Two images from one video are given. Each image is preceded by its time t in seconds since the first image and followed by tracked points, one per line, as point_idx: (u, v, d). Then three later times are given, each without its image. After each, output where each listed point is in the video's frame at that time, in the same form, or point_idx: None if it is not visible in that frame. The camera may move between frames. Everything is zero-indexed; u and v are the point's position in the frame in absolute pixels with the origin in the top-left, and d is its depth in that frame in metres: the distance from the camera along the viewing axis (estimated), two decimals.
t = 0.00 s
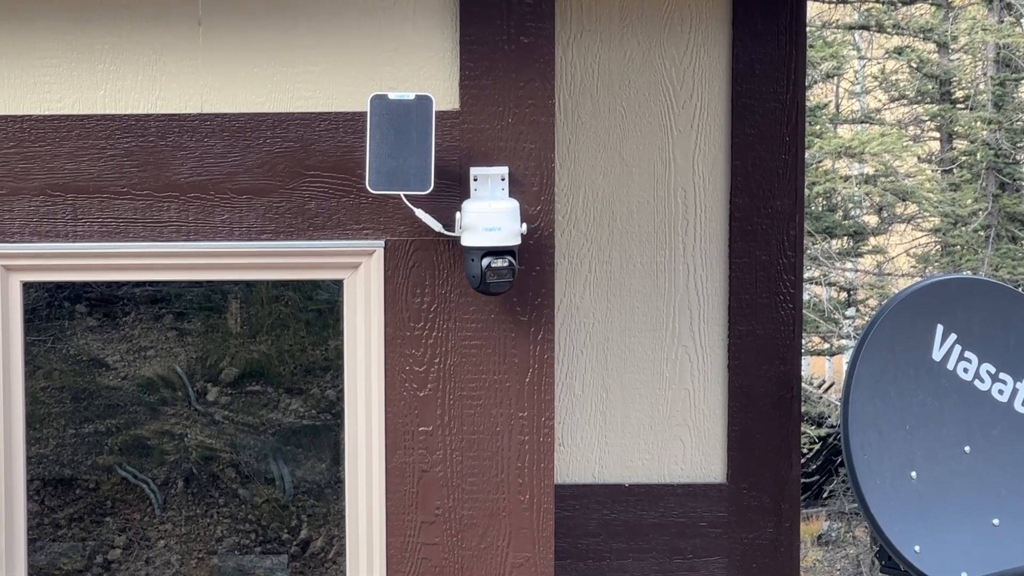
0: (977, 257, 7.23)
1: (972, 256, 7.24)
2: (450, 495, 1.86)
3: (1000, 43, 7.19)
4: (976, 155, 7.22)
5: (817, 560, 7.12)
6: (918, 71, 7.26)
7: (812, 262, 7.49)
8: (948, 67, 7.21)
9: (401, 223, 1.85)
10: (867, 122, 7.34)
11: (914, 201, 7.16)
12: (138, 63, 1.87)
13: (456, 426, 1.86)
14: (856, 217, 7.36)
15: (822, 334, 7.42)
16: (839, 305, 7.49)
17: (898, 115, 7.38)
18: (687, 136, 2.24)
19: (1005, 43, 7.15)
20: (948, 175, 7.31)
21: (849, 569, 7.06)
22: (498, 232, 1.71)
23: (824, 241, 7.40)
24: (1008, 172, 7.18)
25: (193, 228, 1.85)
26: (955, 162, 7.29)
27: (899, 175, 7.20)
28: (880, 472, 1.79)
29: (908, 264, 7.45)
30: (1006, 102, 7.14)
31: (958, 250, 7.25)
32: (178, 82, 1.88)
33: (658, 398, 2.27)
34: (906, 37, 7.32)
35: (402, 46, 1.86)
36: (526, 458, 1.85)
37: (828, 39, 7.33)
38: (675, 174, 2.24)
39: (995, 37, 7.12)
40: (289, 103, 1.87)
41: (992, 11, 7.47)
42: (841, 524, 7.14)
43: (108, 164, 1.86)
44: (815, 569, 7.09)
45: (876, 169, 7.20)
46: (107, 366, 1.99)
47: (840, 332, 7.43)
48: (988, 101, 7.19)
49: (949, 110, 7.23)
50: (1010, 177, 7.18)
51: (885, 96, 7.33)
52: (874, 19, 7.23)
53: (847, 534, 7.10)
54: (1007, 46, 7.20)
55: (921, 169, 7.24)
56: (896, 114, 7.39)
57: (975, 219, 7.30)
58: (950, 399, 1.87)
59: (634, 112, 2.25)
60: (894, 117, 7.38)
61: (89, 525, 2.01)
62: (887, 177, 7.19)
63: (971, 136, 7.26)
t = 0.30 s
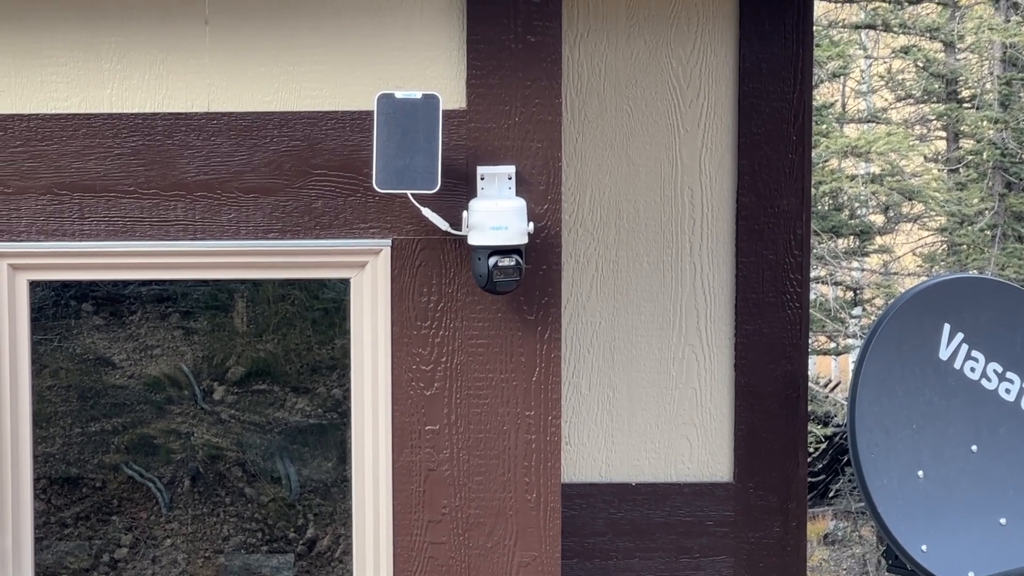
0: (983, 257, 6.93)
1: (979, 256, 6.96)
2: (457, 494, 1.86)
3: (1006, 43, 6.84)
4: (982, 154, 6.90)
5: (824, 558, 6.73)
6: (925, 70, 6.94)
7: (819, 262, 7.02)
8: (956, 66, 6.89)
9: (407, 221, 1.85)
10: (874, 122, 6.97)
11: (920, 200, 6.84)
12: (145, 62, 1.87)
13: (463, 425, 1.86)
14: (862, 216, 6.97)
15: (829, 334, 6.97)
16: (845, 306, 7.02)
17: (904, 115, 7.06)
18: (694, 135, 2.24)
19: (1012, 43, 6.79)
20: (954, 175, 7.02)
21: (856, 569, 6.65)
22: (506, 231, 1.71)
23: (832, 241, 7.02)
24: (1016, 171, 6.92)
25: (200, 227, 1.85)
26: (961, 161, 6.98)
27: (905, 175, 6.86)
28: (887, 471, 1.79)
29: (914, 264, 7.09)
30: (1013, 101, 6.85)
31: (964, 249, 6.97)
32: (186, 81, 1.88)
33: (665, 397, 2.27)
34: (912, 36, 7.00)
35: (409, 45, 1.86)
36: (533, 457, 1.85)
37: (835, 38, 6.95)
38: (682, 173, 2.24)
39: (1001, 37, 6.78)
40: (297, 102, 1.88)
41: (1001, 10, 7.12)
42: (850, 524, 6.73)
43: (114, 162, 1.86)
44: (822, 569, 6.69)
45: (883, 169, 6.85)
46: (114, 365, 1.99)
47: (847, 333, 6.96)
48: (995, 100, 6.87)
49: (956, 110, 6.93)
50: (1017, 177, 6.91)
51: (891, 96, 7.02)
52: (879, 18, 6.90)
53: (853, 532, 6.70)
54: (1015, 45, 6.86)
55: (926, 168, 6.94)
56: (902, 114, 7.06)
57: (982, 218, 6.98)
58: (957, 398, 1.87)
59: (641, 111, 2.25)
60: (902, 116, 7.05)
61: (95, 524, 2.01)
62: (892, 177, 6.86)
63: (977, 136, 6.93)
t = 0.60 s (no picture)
0: (990, 257, 6.64)
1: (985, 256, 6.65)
2: (463, 493, 1.86)
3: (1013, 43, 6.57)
4: (988, 154, 6.61)
5: (829, 558, 6.51)
6: (931, 70, 6.65)
7: (824, 262, 6.79)
8: (962, 66, 6.61)
9: (414, 221, 1.85)
10: (880, 122, 6.70)
11: (927, 200, 6.55)
12: (153, 62, 1.87)
13: (469, 425, 1.86)
14: (868, 216, 6.69)
15: (834, 334, 6.68)
16: (851, 306, 6.75)
17: (910, 115, 6.76)
18: (700, 135, 2.24)
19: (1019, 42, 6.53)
20: (961, 175, 6.73)
21: (860, 569, 6.45)
22: (513, 230, 1.71)
23: (837, 241, 6.73)
24: None
25: (207, 226, 1.85)
26: (967, 161, 6.70)
27: (912, 175, 6.58)
28: (893, 470, 1.79)
29: (919, 264, 6.78)
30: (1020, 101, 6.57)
31: (971, 250, 6.65)
32: (193, 81, 1.88)
33: (671, 397, 2.27)
34: (918, 36, 6.68)
35: (416, 45, 1.87)
36: (540, 456, 1.85)
37: (841, 38, 6.66)
38: (689, 172, 2.25)
39: (1009, 37, 6.51)
40: (303, 101, 1.88)
41: (1005, 9, 6.81)
42: (854, 524, 6.44)
43: (121, 162, 1.86)
44: (827, 569, 6.50)
45: (890, 169, 6.56)
46: (120, 365, 1.99)
47: (852, 333, 6.70)
48: (1001, 100, 6.58)
49: (962, 110, 6.64)
50: None
51: (897, 96, 6.70)
52: (885, 18, 6.60)
53: (859, 532, 6.44)
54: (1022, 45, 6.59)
55: (933, 168, 6.63)
56: (907, 114, 6.76)
57: (988, 219, 6.69)
58: (964, 398, 1.88)
59: (648, 111, 2.25)
60: (907, 116, 6.75)
61: (102, 523, 2.01)
62: (899, 177, 6.57)
63: (984, 136, 6.65)
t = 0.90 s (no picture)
0: (997, 257, 6.56)
1: (991, 257, 6.57)
2: (470, 494, 1.86)
3: (1019, 43, 6.49)
4: (994, 154, 6.56)
5: (836, 560, 6.28)
6: (937, 70, 6.58)
7: (830, 262, 6.64)
8: (967, 67, 6.54)
9: (420, 222, 1.85)
10: (886, 122, 6.61)
11: (934, 201, 6.47)
12: (159, 62, 1.88)
13: (476, 425, 1.86)
14: (874, 217, 6.58)
15: (841, 334, 6.57)
16: (857, 306, 6.65)
17: (916, 116, 6.71)
18: (707, 136, 2.25)
19: None
20: (966, 176, 6.67)
21: (868, 571, 6.23)
22: (519, 231, 1.71)
23: (843, 241, 6.62)
24: None
25: (213, 227, 1.85)
26: (973, 162, 6.66)
27: (918, 175, 6.49)
28: (900, 471, 1.80)
29: (925, 264, 6.74)
30: None
31: (977, 250, 6.61)
32: (199, 81, 1.88)
33: (678, 397, 2.27)
34: (924, 37, 6.64)
35: (422, 45, 1.87)
36: (546, 457, 1.85)
37: (847, 39, 6.59)
38: (695, 173, 2.25)
39: (1015, 38, 6.43)
40: (310, 102, 1.88)
41: (1011, 11, 6.75)
42: (861, 524, 6.30)
43: (127, 162, 1.86)
44: (834, 570, 6.26)
45: (895, 169, 6.47)
46: (127, 365, 1.99)
47: (858, 333, 6.57)
48: (1007, 101, 6.54)
49: (968, 110, 6.57)
50: None
51: (903, 97, 6.67)
52: (892, 18, 6.55)
53: (865, 534, 6.28)
54: None
55: (938, 169, 6.55)
56: (914, 115, 6.71)
57: (995, 219, 6.63)
58: (970, 398, 1.88)
59: (654, 112, 2.25)
60: (913, 118, 6.70)
61: (108, 524, 2.01)
62: (905, 178, 6.48)
63: (990, 136, 6.57)
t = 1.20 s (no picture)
0: (1001, 259, 6.54)
1: (996, 259, 6.56)
2: (475, 497, 1.86)
3: None
4: (999, 157, 6.53)
5: (840, 563, 6.29)
6: (941, 74, 6.60)
7: (835, 265, 6.64)
8: (972, 69, 6.55)
9: (425, 225, 1.85)
10: (891, 125, 6.65)
11: (939, 204, 6.46)
12: (164, 66, 1.88)
13: (480, 428, 1.86)
14: (878, 220, 6.59)
15: (845, 337, 6.54)
16: (861, 309, 6.66)
17: (920, 119, 6.72)
18: (711, 139, 2.25)
19: None
20: (971, 178, 6.65)
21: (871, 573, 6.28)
22: (524, 234, 1.71)
23: (847, 244, 6.61)
24: None
25: (218, 230, 1.86)
26: (978, 164, 6.61)
27: (922, 177, 6.51)
28: (904, 473, 1.80)
29: (929, 268, 6.76)
30: None
31: (981, 253, 6.61)
32: (203, 85, 1.88)
33: (682, 400, 2.27)
34: (929, 40, 6.64)
35: (426, 48, 1.87)
36: (551, 460, 1.85)
37: (851, 42, 6.61)
38: (699, 176, 2.25)
39: (1020, 40, 6.42)
40: (314, 105, 1.88)
41: (1016, 13, 6.70)
42: (864, 528, 6.31)
43: (132, 166, 1.86)
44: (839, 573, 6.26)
45: (899, 172, 6.47)
46: (131, 369, 1.99)
47: (863, 336, 6.57)
48: (1011, 104, 6.53)
49: (972, 113, 6.58)
50: None
51: (907, 100, 6.67)
52: (896, 20, 6.51)
53: (869, 535, 6.33)
54: None
55: (944, 171, 6.57)
56: (918, 118, 6.72)
57: (998, 222, 6.60)
58: (974, 401, 1.88)
59: (658, 115, 2.25)
60: (917, 120, 6.72)
61: (113, 527, 2.02)
62: (910, 181, 6.48)
63: (994, 139, 6.56)
